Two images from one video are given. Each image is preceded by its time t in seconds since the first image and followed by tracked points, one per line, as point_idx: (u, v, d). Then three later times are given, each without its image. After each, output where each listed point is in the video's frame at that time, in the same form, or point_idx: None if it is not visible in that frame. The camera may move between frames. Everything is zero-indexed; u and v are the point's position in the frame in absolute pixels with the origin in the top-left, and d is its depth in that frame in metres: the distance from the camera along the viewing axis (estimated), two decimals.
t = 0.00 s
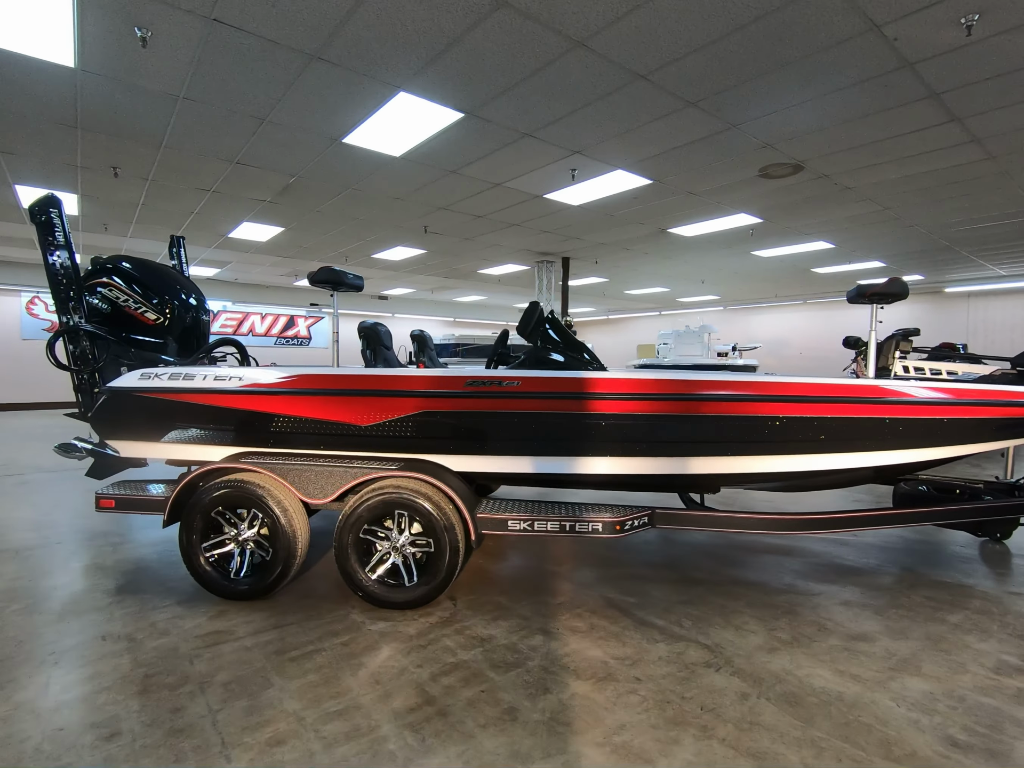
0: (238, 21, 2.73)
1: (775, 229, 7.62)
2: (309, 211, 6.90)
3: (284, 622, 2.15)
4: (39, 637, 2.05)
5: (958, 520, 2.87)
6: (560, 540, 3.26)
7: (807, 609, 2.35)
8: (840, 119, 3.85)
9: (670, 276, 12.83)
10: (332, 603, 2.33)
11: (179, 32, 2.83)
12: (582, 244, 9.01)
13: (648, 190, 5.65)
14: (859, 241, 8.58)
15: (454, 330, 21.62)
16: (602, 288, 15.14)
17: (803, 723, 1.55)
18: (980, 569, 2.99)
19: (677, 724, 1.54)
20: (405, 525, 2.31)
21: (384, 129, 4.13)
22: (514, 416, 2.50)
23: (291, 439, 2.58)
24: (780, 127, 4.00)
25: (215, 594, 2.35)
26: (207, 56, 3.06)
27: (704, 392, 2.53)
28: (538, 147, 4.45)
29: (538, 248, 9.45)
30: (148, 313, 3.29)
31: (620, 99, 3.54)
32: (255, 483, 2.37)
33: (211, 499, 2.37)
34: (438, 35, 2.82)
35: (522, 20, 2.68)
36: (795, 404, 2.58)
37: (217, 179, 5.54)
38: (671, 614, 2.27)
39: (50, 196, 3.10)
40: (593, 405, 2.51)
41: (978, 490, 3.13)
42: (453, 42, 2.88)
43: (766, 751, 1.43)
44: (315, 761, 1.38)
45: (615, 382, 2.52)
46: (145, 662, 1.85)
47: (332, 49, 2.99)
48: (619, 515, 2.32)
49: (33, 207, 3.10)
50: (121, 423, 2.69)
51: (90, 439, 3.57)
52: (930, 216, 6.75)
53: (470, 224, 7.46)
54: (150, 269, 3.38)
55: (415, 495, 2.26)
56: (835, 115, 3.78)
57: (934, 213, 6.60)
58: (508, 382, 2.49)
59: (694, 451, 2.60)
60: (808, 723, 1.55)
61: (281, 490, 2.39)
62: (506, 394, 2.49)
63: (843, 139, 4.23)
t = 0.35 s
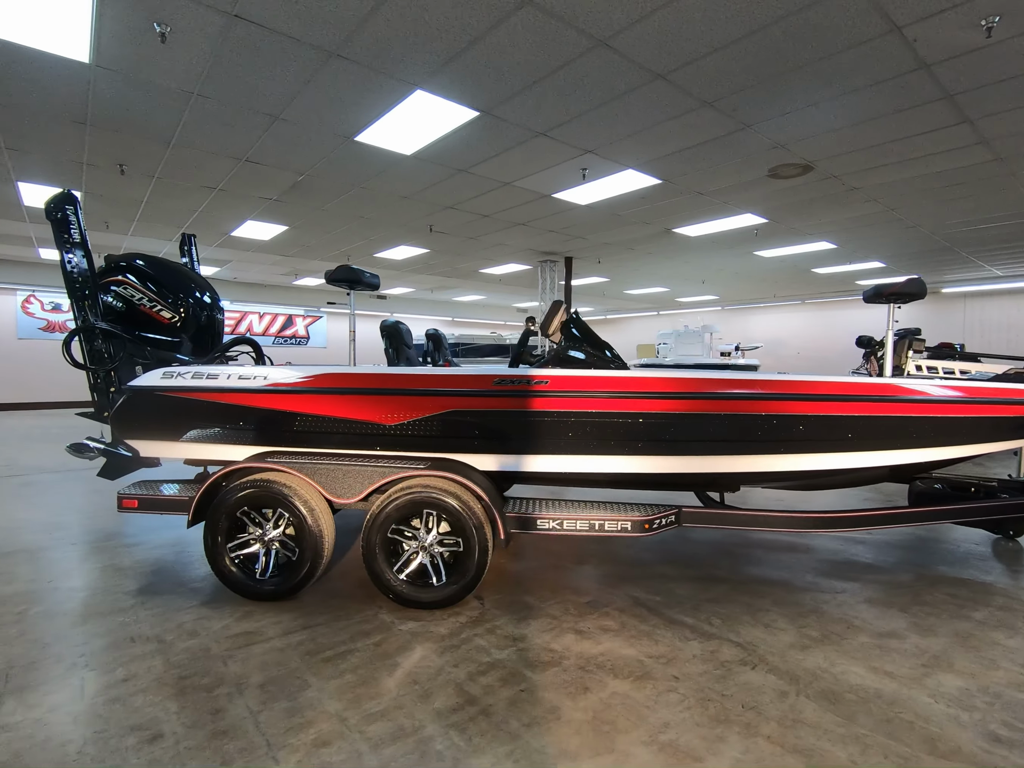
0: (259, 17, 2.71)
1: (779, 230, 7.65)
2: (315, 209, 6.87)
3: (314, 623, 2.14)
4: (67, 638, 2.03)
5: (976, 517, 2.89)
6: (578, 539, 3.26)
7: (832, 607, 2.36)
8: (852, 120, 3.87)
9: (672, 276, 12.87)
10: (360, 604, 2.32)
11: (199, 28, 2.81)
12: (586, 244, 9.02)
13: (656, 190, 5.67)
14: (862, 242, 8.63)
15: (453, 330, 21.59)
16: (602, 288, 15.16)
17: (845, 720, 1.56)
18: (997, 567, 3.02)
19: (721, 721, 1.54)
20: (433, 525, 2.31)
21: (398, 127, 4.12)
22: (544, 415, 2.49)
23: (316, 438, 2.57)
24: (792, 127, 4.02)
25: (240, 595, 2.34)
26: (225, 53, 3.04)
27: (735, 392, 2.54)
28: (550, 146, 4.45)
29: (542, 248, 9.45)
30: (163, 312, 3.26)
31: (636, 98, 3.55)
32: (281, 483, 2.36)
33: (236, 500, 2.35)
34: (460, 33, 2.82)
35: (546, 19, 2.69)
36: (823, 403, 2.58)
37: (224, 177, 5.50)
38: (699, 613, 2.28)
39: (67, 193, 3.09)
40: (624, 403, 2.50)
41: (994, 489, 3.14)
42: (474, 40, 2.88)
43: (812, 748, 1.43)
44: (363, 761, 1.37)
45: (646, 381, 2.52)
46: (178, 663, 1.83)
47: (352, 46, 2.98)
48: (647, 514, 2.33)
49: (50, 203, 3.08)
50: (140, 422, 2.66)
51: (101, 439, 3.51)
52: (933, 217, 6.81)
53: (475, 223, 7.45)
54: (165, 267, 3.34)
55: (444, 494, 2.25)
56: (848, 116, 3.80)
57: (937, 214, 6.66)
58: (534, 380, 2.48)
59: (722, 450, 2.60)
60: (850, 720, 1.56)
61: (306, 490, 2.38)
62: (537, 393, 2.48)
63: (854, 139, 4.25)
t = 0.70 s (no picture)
0: (279, 17, 2.71)
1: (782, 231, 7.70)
2: (319, 209, 6.85)
3: (341, 624, 2.14)
4: (93, 640, 2.02)
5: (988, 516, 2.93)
6: (594, 538, 3.28)
7: (853, 605, 2.38)
8: (862, 123, 3.90)
9: (672, 276, 12.92)
10: (384, 605, 2.33)
11: (217, 27, 2.80)
12: (589, 245, 9.05)
13: (663, 191, 5.69)
14: (862, 243, 8.70)
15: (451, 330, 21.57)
16: (602, 288, 15.20)
17: (879, 717, 1.57)
18: (1008, 566, 3.05)
19: (757, 720, 1.56)
20: (457, 525, 2.33)
21: (410, 127, 4.12)
22: (568, 416, 2.50)
23: (339, 439, 2.57)
24: (802, 130, 4.05)
25: (264, 596, 2.34)
26: (242, 53, 3.03)
27: (757, 393, 2.55)
28: (561, 146, 4.46)
29: (545, 248, 9.46)
30: (177, 313, 3.24)
31: (650, 100, 3.57)
32: (304, 484, 2.36)
33: (259, 501, 2.35)
34: (479, 34, 2.82)
35: (566, 21, 2.70)
36: (842, 404, 2.60)
37: (230, 177, 5.48)
38: (722, 612, 2.29)
39: (83, 192, 3.08)
40: (647, 404, 2.52)
41: (1004, 488, 3.16)
42: (493, 41, 2.89)
43: (850, 746, 1.45)
44: (407, 763, 1.37)
45: (669, 381, 2.53)
46: (209, 665, 1.82)
47: (369, 47, 2.97)
48: (671, 513, 2.35)
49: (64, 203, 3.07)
50: (160, 423, 2.65)
51: (112, 441, 3.47)
52: (935, 219, 6.87)
53: (479, 223, 7.45)
54: (178, 268, 3.32)
55: (470, 494, 2.27)
56: (858, 119, 3.83)
57: (938, 216, 6.72)
58: (557, 380, 2.49)
59: (743, 450, 2.62)
60: (884, 717, 1.58)
61: (330, 490, 2.38)
62: (562, 394, 2.49)
63: (863, 142, 4.29)
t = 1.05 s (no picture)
0: (292, 15, 2.70)
1: (781, 232, 7.75)
2: (320, 208, 6.81)
3: (359, 626, 2.13)
4: (109, 643, 1.99)
5: (996, 515, 2.96)
6: (604, 538, 3.28)
7: (868, 604, 2.40)
8: (867, 125, 3.93)
9: (670, 276, 12.95)
10: (401, 606, 2.32)
11: (228, 25, 2.78)
12: (589, 245, 9.06)
13: (666, 191, 5.71)
14: (860, 244, 8.76)
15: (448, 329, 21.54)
16: (600, 289, 15.23)
17: (906, 715, 1.58)
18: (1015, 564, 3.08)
19: (785, 719, 1.56)
20: (474, 526, 2.33)
21: (417, 126, 4.11)
22: (587, 416, 2.50)
23: (355, 440, 2.56)
24: (808, 132, 4.08)
25: (280, 597, 2.33)
26: (252, 50, 3.01)
27: (774, 393, 2.56)
28: (567, 146, 4.46)
29: (545, 248, 9.46)
30: (185, 312, 3.20)
31: (659, 101, 3.58)
32: (322, 485, 2.35)
33: (275, 502, 2.34)
34: (492, 33, 2.82)
35: (580, 21, 2.70)
36: (858, 404, 2.62)
37: (232, 175, 5.43)
38: (739, 612, 2.30)
39: (91, 191, 3.04)
40: (665, 404, 2.52)
41: (1009, 488, 3.18)
42: (506, 42, 2.89)
43: (880, 744, 1.45)
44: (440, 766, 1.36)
45: (687, 381, 2.53)
46: (230, 668, 1.80)
47: (382, 44, 2.96)
48: (689, 513, 2.36)
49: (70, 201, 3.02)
50: (172, 424, 2.63)
51: (117, 442, 3.41)
52: (933, 221, 6.94)
53: (481, 223, 7.44)
54: (185, 266, 3.28)
55: (488, 496, 2.27)
56: (864, 121, 3.86)
57: (936, 217, 6.78)
58: (576, 381, 2.49)
59: (759, 450, 2.63)
60: (911, 715, 1.58)
61: (347, 491, 2.37)
62: (581, 393, 2.48)
63: (867, 144, 4.32)
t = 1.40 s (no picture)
0: (299, 10, 2.67)
1: (779, 232, 7.79)
2: (319, 206, 6.77)
3: (372, 628, 2.11)
4: (118, 645, 1.96)
5: (1000, 514, 2.98)
6: (611, 538, 3.28)
7: (878, 603, 2.41)
8: (870, 127, 3.96)
9: (667, 277, 12.99)
10: (413, 608, 2.30)
11: (234, 20, 2.75)
12: (588, 245, 9.07)
13: (667, 191, 5.71)
14: (856, 245, 8.83)
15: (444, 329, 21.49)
16: (596, 289, 15.24)
17: (926, 712, 1.58)
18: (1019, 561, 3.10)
19: (807, 718, 1.56)
20: (487, 527, 2.33)
21: (421, 124, 4.09)
22: (600, 416, 2.49)
23: (366, 440, 2.54)
24: (811, 133, 4.10)
25: (290, 599, 2.31)
26: (257, 46, 2.99)
27: (785, 392, 2.57)
28: (571, 145, 4.46)
29: (543, 248, 9.45)
30: (188, 311, 3.16)
31: (665, 100, 3.58)
32: (333, 485, 2.34)
33: (286, 503, 2.32)
34: (501, 30, 2.81)
35: (590, 19, 2.70)
36: (868, 403, 2.63)
37: (231, 173, 5.38)
38: (752, 611, 2.30)
39: (93, 188, 3.01)
40: (678, 404, 2.51)
41: (1012, 486, 3.20)
42: (515, 38, 2.89)
43: (903, 742, 1.45)
44: None
45: (701, 381, 2.53)
46: (244, 671, 1.78)
47: (389, 41, 2.94)
48: (701, 513, 2.38)
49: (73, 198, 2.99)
50: (178, 424, 2.59)
51: (117, 445, 3.35)
52: (929, 222, 7.00)
53: (480, 222, 7.42)
54: (187, 264, 3.25)
55: (502, 496, 2.26)
56: (866, 123, 3.89)
57: (932, 219, 6.84)
58: (589, 380, 2.48)
59: (769, 450, 2.64)
60: (930, 712, 1.59)
61: (359, 491, 2.36)
62: (594, 394, 2.47)
63: (868, 146, 4.35)
